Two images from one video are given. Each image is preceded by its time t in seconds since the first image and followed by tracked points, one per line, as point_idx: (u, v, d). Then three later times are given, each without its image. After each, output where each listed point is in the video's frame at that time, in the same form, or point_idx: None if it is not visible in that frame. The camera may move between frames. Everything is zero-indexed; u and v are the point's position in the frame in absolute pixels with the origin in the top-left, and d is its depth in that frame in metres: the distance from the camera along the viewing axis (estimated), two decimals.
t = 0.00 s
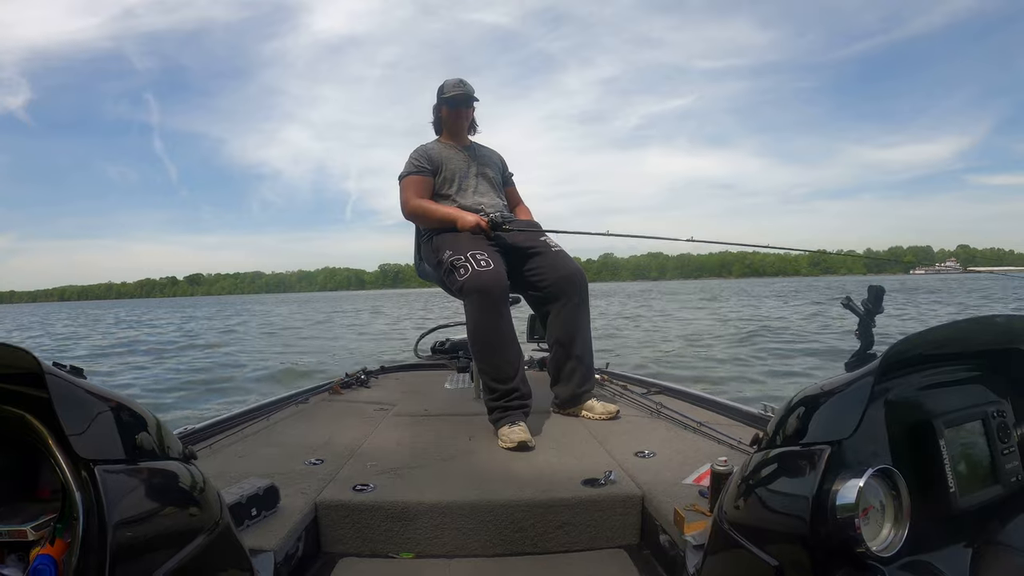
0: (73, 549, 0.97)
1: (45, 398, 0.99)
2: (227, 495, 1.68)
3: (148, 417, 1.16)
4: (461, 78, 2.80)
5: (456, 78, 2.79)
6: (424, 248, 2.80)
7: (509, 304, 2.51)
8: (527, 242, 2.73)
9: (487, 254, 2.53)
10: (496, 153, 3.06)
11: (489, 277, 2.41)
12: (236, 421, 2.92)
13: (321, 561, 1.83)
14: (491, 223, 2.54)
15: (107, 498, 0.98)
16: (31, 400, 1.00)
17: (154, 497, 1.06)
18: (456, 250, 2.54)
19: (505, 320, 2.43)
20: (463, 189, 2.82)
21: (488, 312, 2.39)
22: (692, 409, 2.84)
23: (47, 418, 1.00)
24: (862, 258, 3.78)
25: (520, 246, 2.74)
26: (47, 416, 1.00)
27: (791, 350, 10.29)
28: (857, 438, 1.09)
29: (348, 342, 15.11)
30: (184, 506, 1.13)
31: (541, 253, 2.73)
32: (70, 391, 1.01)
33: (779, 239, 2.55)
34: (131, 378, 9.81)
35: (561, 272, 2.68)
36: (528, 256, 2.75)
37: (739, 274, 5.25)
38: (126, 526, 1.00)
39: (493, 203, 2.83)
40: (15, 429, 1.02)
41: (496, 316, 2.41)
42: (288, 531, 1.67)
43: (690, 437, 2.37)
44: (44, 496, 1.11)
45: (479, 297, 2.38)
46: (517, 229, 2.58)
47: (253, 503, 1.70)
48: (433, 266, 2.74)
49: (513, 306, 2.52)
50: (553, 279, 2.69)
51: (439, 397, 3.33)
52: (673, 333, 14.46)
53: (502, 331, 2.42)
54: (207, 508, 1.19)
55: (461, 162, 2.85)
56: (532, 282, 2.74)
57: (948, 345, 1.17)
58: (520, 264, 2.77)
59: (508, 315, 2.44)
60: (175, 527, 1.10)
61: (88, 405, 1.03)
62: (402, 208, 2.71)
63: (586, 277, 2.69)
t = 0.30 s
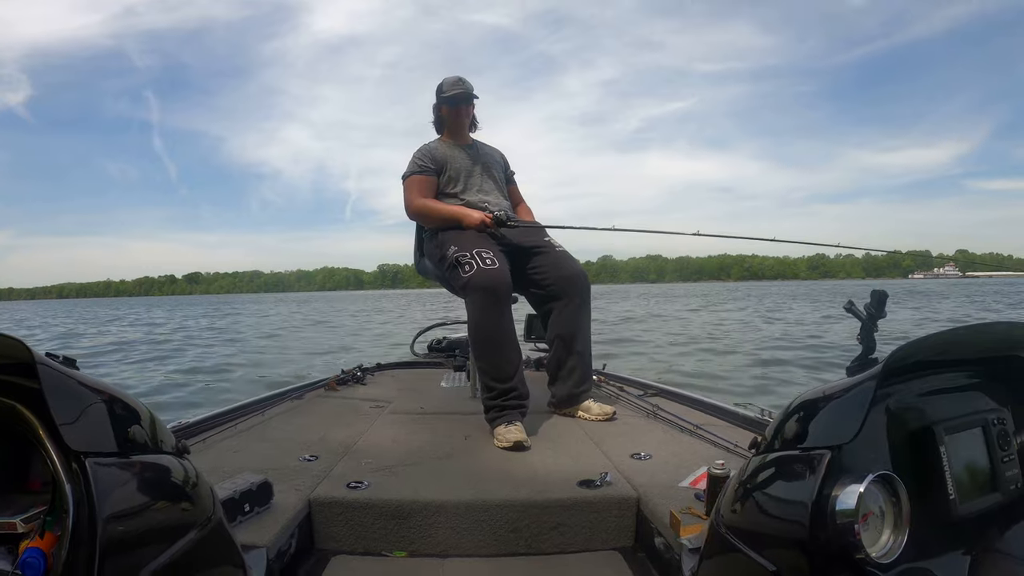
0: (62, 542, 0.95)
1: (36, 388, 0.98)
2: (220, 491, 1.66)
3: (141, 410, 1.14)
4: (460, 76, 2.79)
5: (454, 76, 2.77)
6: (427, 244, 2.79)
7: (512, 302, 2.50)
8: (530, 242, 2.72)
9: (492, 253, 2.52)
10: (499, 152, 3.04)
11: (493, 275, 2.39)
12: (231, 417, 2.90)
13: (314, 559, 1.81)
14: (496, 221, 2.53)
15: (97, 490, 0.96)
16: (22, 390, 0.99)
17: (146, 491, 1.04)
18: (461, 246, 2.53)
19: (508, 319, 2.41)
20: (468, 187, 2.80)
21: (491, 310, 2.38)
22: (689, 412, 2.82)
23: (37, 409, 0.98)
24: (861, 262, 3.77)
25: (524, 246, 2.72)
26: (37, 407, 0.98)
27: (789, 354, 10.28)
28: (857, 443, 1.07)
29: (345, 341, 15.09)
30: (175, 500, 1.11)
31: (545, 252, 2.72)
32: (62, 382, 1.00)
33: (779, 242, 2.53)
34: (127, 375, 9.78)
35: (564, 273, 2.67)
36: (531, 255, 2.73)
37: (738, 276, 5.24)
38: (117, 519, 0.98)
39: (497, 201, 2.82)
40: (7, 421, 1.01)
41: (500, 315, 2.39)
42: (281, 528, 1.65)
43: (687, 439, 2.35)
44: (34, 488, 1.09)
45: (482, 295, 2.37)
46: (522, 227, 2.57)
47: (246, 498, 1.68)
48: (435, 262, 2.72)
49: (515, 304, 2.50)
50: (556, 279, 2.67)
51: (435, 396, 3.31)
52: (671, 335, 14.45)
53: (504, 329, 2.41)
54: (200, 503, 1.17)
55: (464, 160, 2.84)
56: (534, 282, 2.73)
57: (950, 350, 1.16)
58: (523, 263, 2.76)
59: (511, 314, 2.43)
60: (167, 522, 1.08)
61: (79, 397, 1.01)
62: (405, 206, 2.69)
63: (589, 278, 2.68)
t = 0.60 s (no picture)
0: (58, 537, 0.94)
1: (32, 384, 0.97)
2: (217, 486, 1.66)
3: (138, 406, 1.14)
4: (473, 73, 2.79)
5: (467, 72, 2.77)
6: (427, 238, 2.78)
7: (511, 298, 2.49)
8: (532, 238, 2.71)
9: (493, 249, 2.52)
10: (504, 149, 3.04)
11: (494, 271, 2.39)
12: (227, 412, 2.90)
13: (310, 554, 1.81)
14: (498, 217, 2.53)
15: (93, 486, 0.96)
16: (17, 385, 0.98)
17: (142, 487, 1.04)
18: (461, 241, 2.52)
19: (507, 315, 2.42)
20: (471, 183, 2.80)
21: (491, 306, 2.38)
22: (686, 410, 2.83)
23: (33, 404, 0.98)
24: (859, 266, 3.78)
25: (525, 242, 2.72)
26: (34, 402, 0.98)
27: (786, 357, 10.30)
28: (853, 439, 1.07)
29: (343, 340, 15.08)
30: (171, 496, 1.11)
31: (545, 249, 2.72)
32: (58, 377, 1.00)
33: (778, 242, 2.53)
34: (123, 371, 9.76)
35: (564, 270, 2.67)
36: (531, 251, 2.73)
37: (737, 279, 5.25)
38: (113, 515, 0.98)
39: (500, 199, 2.83)
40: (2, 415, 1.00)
41: (499, 311, 2.40)
42: (277, 524, 1.65)
43: (683, 436, 2.35)
44: (30, 483, 1.09)
45: (482, 290, 2.37)
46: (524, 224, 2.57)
47: (242, 494, 1.68)
48: (435, 255, 2.71)
49: (515, 300, 2.50)
50: (556, 275, 2.67)
51: (432, 392, 3.31)
52: (668, 337, 14.47)
53: (503, 325, 2.41)
54: (195, 498, 1.17)
55: (470, 155, 2.84)
56: (534, 278, 2.73)
57: (946, 347, 1.16)
58: (523, 260, 2.76)
59: (510, 310, 2.43)
60: (162, 518, 1.08)
61: (75, 392, 1.01)
62: (409, 197, 2.67)
63: (589, 276, 2.68)
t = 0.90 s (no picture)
0: (63, 538, 0.95)
1: (36, 385, 0.98)
2: (218, 486, 1.67)
3: (140, 406, 1.15)
4: (489, 76, 2.80)
5: (484, 74, 2.78)
6: (426, 237, 2.78)
7: (510, 297, 2.50)
8: (530, 238, 2.72)
9: (491, 248, 2.52)
10: (506, 150, 3.05)
11: (493, 270, 2.40)
12: (227, 412, 2.90)
13: (311, 553, 1.82)
14: (497, 217, 2.53)
15: (98, 487, 0.97)
16: (21, 386, 0.99)
17: (144, 488, 1.05)
18: (460, 241, 2.53)
19: (506, 314, 2.43)
20: (472, 182, 2.82)
21: (490, 305, 2.39)
22: (685, 410, 2.84)
23: (38, 405, 0.98)
24: (859, 268, 3.80)
25: (524, 242, 2.73)
26: (38, 403, 0.99)
27: (784, 360, 10.32)
28: (852, 437, 1.08)
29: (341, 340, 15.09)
30: (173, 496, 1.12)
31: (544, 249, 2.73)
32: (61, 378, 1.00)
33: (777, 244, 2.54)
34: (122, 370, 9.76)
35: (563, 269, 2.68)
36: (530, 251, 2.74)
37: (736, 282, 5.26)
38: (117, 515, 0.99)
39: (499, 199, 2.86)
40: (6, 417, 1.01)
41: (498, 310, 2.41)
42: (278, 523, 1.65)
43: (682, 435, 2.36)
44: (34, 484, 1.10)
45: (481, 290, 2.38)
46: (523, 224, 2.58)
47: (244, 494, 1.69)
48: (433, 254, 2.71)
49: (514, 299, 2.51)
50: (554, 275, 2.68)
51: (432, 391, 3.32)
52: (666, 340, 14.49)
53: (502, 324, 2.41)
54: (198, 498, 1.18)
55: (473, 154, 2.84)
56: (533, 277, 2.74)
57: (945, 347, 1.17)
58: (522, 259, 2.76)
59: (508, 309, 2.44)
60: (165, 518, 1.09)
61: (78, 393, 1.02)
62: (409, 193, 2.67)
63: (587, 276, 2.69)
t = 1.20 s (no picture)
0: (66, 547, 0.97)
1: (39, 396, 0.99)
2: (218, 493, 1.68)
3: (140, 415, 1.16)
4: (482, 82, 2.81)
5: (477, 80, 2.80)
6: (422, 245, 2.79)
7: (506, 304, 2.51)
8: (526, 244, 2.73)
9: (487, 255, 2.53)
10: (500, 157, 3.06)
11: (489, 277, 2.40)
12: (227, 418, 2.91)
13: (310, 561, 1.82)
14: (492, 224, 2.54)
15: (100, 496, 0.98)
16: (24, 397, 1.00)
17: (145, 496, 1.06)
18: (456, 249, 2.54)
19: (502, 321, 2.43)
20: (467, 189, 2.82)
21: (486, 312, 2.40)
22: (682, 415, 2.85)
23: (40, 415, 0.99)
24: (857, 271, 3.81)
25: (519, 249, 2.74)
26: (40, 413, 1.00)
27: (783, 362, 10.33)
28: (846, 445, 1.10)
29: (341, 341, 15.09)
30: (174, 504, 1.13)
31: (540, 255, 2.74)
32: (63, 388, 1.01)
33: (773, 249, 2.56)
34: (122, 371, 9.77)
35: (558, 275, 2.69)
36: (526, 258, 2.75)
37: (735, 284, 5.28)
38: (119, 524, 1.00)
39: (494, 205, 2.86)
40: (9, 426, 1.02)
41: (494, 317, 2.41)
42: (278, 531, 1.66)
43: (680, 440, 2.37)
44: (35, 493, 1.11)
45: (477, 297, 2.39)
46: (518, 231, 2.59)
47: (243, 501, 1.69)
48: (430, 263, 2.72)
49: (510, 306, 2.52)
50: (550, 281, 2.69)
51: (431, 397, 3.33)
52: (666, 342, 14.50)
53: (499, 331, 2.42)
54: (198, 506, 1.19)
55: (468, 161, 2.86)
56: (529, 284, 2.75)
57: (940, 355, 1.18)
58: (518, 267, 2.77)
59: (504, 316, 2.45)
60: (166, 526, 1.09)
61: (79, 402, 1.03)
62: (404, 202, 2.68)
63: (583, 282, 2.71)
